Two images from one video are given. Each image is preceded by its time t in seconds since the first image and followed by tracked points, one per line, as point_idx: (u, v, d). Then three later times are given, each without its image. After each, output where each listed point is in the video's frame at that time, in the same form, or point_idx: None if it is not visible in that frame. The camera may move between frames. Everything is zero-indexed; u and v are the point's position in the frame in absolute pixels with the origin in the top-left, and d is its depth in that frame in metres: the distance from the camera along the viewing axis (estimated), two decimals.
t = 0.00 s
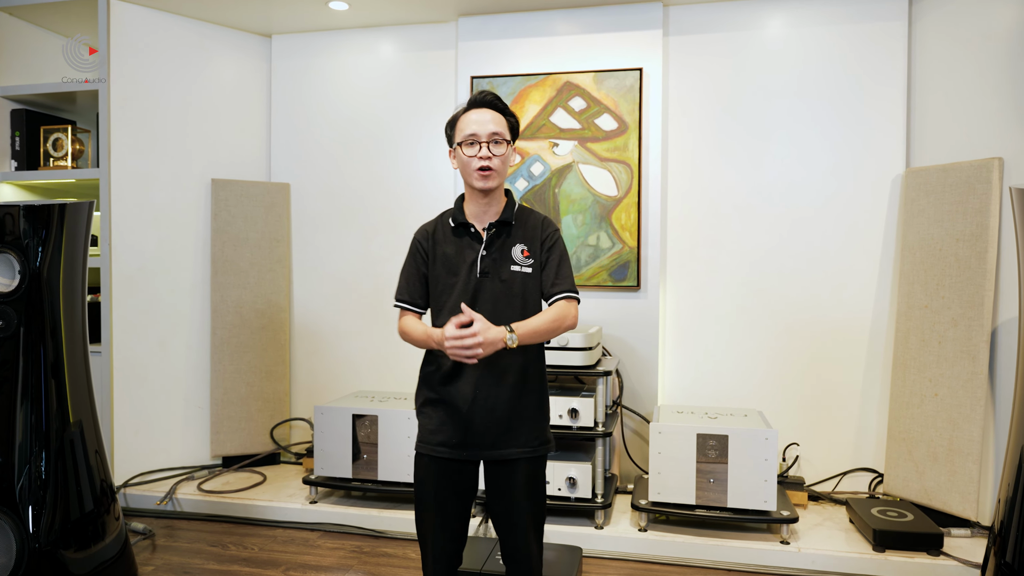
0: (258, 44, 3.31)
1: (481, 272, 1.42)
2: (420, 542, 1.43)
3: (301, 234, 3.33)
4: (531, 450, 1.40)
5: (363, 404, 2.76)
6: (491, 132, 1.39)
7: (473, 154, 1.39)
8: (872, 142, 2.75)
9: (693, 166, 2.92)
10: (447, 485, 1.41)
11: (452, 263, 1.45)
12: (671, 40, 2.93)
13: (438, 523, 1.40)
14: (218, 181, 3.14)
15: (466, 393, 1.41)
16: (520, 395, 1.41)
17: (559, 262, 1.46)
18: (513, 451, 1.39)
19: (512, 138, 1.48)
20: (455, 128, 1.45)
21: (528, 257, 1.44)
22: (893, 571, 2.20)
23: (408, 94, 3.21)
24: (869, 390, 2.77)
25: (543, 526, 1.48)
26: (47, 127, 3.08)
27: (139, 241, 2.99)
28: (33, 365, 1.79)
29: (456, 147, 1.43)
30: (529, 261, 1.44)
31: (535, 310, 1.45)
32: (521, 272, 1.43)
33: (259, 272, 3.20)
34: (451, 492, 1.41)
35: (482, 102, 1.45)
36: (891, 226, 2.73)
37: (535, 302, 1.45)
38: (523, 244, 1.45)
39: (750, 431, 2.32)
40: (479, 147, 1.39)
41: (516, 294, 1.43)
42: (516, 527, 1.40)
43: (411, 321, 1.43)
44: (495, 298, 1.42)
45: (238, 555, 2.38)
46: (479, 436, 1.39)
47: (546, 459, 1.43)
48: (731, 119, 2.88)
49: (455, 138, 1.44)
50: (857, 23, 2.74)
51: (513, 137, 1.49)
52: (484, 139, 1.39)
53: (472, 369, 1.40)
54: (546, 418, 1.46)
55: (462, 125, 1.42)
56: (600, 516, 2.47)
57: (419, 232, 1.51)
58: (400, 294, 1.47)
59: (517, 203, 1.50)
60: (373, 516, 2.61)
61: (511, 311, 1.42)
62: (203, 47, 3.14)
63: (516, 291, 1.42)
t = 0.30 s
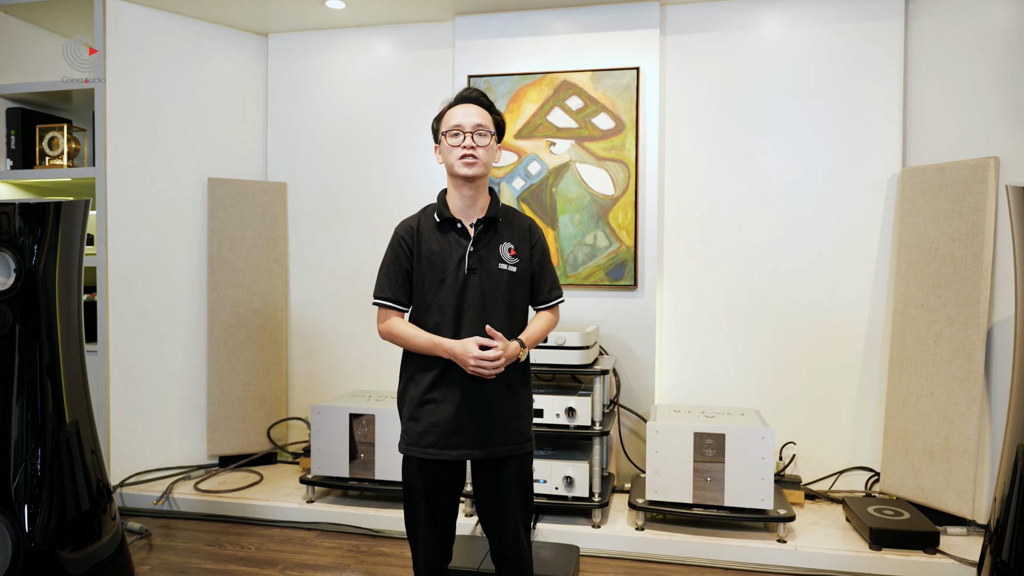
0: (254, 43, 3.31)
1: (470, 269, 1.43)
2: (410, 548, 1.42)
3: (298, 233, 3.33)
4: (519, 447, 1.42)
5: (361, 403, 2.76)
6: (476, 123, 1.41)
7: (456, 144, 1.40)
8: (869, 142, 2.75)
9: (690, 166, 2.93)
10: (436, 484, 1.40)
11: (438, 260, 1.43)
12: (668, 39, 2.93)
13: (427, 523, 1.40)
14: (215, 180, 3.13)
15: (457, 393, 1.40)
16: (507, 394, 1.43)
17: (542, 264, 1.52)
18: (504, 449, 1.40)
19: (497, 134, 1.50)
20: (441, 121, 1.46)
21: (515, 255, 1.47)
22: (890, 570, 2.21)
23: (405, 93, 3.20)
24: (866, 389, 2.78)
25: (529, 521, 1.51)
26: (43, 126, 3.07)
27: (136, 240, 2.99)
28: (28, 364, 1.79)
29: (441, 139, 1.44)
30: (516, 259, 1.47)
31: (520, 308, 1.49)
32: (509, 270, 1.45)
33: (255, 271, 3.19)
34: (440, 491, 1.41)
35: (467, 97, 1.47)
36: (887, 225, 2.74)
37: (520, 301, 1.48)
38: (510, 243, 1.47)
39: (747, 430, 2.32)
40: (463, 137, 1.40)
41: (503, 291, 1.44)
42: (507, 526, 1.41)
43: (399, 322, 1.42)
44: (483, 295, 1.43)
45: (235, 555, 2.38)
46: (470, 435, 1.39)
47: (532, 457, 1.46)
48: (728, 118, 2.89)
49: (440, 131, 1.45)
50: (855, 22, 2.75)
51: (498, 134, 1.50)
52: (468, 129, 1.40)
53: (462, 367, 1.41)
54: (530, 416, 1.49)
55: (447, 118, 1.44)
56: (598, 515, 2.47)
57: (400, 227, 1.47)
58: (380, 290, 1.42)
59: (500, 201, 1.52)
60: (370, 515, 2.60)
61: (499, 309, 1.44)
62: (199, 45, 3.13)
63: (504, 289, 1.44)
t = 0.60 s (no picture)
0: (254, 44, 3.32)
1: (470, 270, 1.44)
2: (411, 548, 1.43)
3: (298, 234, 3.34)
4: (519, 446, 1.44)
5: (361, 403, 2.76)
6: (472, 126, 1.42)
7: (453, 148, 1.41)
8: (867, 143, 2.76)
9: (689, 167, 2.94)
10: (436, 483, 1.41)
11: (438, 260, 1.44)
12: (667, 40, 2.94)
13: (427, 521, 1.41)
14: (215, 180, 3.14)
15: (456, 393, 1.41)
16: (506, 393, 1.45)
17: (538, 265, 1.55)
18: (503, 448, 1.41)
19: (493, 134, 1.50)
20: (437, 123, 1.47)
21: (513, 256, 1.50)
22: (887, 569, 2.21)
23: (405, 93, 3.21)
24: (864, 389, 2.79)
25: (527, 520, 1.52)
26: (44, 127, 3.07)
27: (136, 240, 3.00)
28: (31, 364, 1.80)
29: (438, 142, 1.44)
30: (514, 260, 1.50)
31: (517, 308, 1.51)
32: (507, 271, 1.47)
33: (256, 271, 3.20)
34: (440, 490, 1.42)
35: (462, 98, 1.48)
36: (885, 226, 2.75)
37: (518, 301, 1.51)
38: (508, 244, 1.50)
39: (746, 429, 2.33)
40: (460, 140, 1.41)
41: (503, 291, 1.46)
42: (507, 524, 1.42)
43: (398, 322, 1.42)
44: (483, 295, 1.45)
45: (235, 554, 2.39)
46: (470, 433, 1.40)
47: (531, 455, 1.48)
48: (727, 119, 2.90)
49: (437, 133, 1.46)
50: (853, 22, 2.76)
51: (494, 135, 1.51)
52: (464, 132, 1.41)
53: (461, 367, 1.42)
54: (528, 415, 1.50)
55: (443, 120, 1.45)
56: (598, 514, 2.48)
57: (399, 227, 1.47)
58: (380, 290, 1.42)
59: (497, 202, 1.53)
60: (370, 515, 2.61)
61: (498, 309, 1.45)
62: (198, 46, 3.14)
63: (503, 289, 1.46)
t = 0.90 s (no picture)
0: (258, 46, 3.34)
1: (477, 270, 1.45)
2: (416, 543, 1.45)
3: (301, 234, 3.36)
4: (524, 445, 1.45)
5: (364, 402, 2.79)
6: (483, 129, 1.43)
7: (466, 151, 1.43)
8: (867, 144, 2.78)
9: (690, 167, 2.96)
10: (442, 480, 1.43)
11: (446, 261, 1.46)
12: (668, 42, 2.96)
13: (433, 518, 1.43)
14: (220, 181, 3.17)
15: (462, 392, 1.44)
16: (513, 392, 1.46)
17: (547, 265, 1.55)
18: (508, 446, 1.43)
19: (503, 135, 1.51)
20: (447, 125, 1.48)
21: (521, 257, 1.50)
22: (887, 567, 2.23)
23: (407, 95, 3.23)
24: (864, 389, 2.80)
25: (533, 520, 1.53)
26: (51, 129, 3.10)
27: (141, 241, 3.02)
28: (39, 364, 1.82)
29: (449, 145, 1.46)
30: (522, 261, 1.50)
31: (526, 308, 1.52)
32: (515, 272, 1.48)
33: (260, 272, 3.23)
34: (446, 488, 1.44)
35: (472, 100, 1.48)
36: (886, 226, 2.76)
37: (526, 302, 1.51)
38: (516, 245, 1.50)
39: (746, 429, 2.35)
40: (471, 144, 1.43)
41: (510, 292, 1.47)
42: (510, 522, 1.44)
43: (407, 321, 1.45)
44: (490, 295, 1.46)
45: (240, 552, 2.41)
46: (475, 432, 1.42)
47: (536, 454, 1.49)
48: (727, 120, 2.91)
49: (446, 136, 1.47)
50: (854, 24, 2.77)
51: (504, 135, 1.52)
52: (475, 136, 1.43)
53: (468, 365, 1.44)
54: (535, 415, 1.52)
55: (453, 123, 1.46)
56: (598, 512, 2.49)
57: (409, 228, 1.50)
58: (390, 290, 1.46)
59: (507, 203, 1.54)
60: (373, 513, 2.64)
61: (506, 310, 1.47)
62: (202, 48, 3.16)
63: (510, 290, 1.47)
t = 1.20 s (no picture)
0: (265, 48, 3.37)
1: (486, 271, 1.48)
2: (424, 537, 1.48)
3: (307, 235, 3.39)
4: (530, 443, 1.47)
5: (369, 401, 2.82)
6: (491, 133, 1.45)
7: (475, 156, 1.45)
8: (868, 145, 2.79)
9: (692, 168, 2.98)
10: (450, 476, 1.46)
11: (455, 261, 1.49)
12: (671, 44, 2.98)
13: (440, 513, 1.46)
14: (227, 183, 3.21)
15: (470, 390, 1.46)
16: (520, 391, 1.48)
17: (556, 266, 1.57)
18: (515, 444, 1.45)
19: (512, 138, 1.53)
20: (456, 129, 1.50)
21: (529, 258, 1.52)
22: (888, 566, 2.24)
23: (411, 97, 3.26)
24: (866, 389, 2.82)
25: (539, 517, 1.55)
26: (60, 131, 3.14)
27: (149, 242, 3.06)
28: (51, 363, 1.85)
29: (458, 149, 1.48)
30: (530, 262, 1.52)
31: (534, 308, 1.54)
32: (523, 272, 1.50)
33: (266, 272, 3.26)
34: (453, 484, 1.46)
35: (481, 103, 1.50)
36: (887, 226, 2.77)
37: (534, 302, 1.53)
38: (525, 246, 1.52)
39: (748, 428, 2.37)
40: (481, 149, 1.45)
41: (518, 292, 1.50)
42: (516, 519, 1.46)
43: (417, 320, 1.48)
44: (498, 295, 1.48)
45: (247, 549, 2.44)
46: (483, 429, 1.45)
47: (543, 452, 1.51)
48: (730, 122, 2.93)
49: (456, 140, 1.50)
50: (855, 26, 2.79)
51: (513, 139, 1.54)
52: (484, 140, 1.45)
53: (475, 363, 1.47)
54: (543, 413, 1.54)
55: (463, 127, 1.47)
56: (601, 511, 2.54)
57: (420, 229, 1.53)
58: (401, 289, 1.50)
59: (516, 205, 1.56)
60: (379, 511, 2.66)
61: (514, 310, 1.49)
62: (208, 51, 3.19)
63: (518, 290, 1.50)
